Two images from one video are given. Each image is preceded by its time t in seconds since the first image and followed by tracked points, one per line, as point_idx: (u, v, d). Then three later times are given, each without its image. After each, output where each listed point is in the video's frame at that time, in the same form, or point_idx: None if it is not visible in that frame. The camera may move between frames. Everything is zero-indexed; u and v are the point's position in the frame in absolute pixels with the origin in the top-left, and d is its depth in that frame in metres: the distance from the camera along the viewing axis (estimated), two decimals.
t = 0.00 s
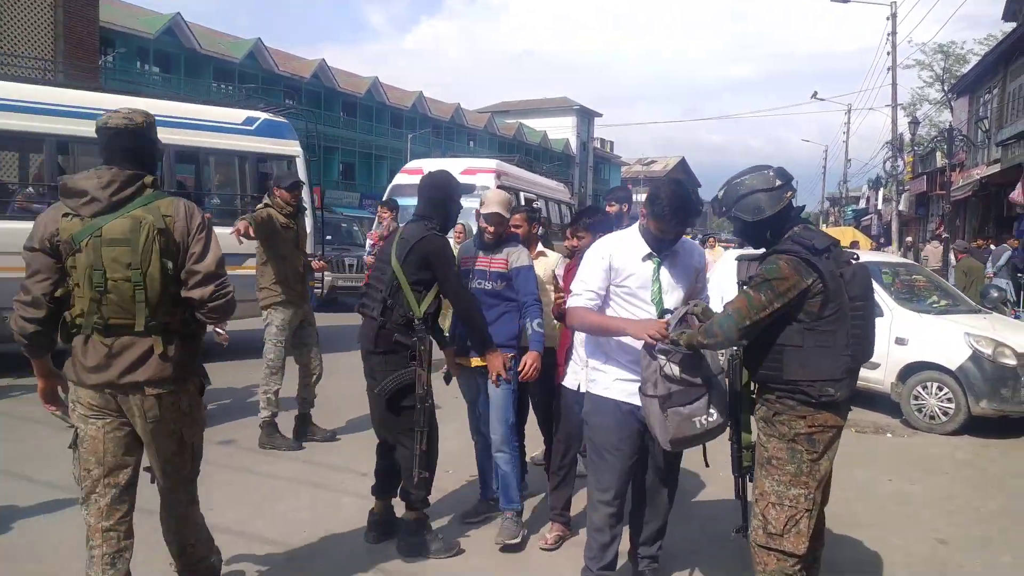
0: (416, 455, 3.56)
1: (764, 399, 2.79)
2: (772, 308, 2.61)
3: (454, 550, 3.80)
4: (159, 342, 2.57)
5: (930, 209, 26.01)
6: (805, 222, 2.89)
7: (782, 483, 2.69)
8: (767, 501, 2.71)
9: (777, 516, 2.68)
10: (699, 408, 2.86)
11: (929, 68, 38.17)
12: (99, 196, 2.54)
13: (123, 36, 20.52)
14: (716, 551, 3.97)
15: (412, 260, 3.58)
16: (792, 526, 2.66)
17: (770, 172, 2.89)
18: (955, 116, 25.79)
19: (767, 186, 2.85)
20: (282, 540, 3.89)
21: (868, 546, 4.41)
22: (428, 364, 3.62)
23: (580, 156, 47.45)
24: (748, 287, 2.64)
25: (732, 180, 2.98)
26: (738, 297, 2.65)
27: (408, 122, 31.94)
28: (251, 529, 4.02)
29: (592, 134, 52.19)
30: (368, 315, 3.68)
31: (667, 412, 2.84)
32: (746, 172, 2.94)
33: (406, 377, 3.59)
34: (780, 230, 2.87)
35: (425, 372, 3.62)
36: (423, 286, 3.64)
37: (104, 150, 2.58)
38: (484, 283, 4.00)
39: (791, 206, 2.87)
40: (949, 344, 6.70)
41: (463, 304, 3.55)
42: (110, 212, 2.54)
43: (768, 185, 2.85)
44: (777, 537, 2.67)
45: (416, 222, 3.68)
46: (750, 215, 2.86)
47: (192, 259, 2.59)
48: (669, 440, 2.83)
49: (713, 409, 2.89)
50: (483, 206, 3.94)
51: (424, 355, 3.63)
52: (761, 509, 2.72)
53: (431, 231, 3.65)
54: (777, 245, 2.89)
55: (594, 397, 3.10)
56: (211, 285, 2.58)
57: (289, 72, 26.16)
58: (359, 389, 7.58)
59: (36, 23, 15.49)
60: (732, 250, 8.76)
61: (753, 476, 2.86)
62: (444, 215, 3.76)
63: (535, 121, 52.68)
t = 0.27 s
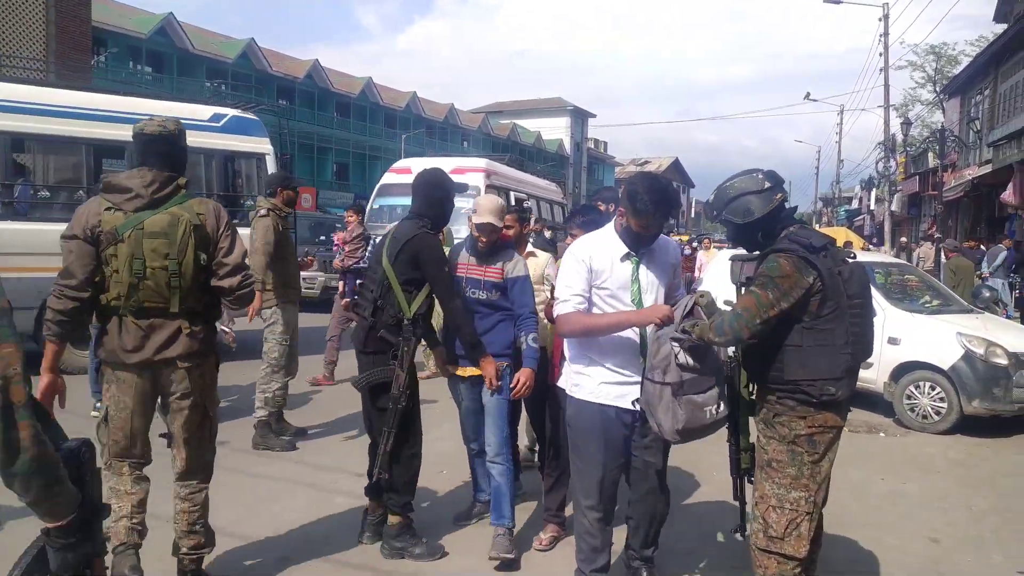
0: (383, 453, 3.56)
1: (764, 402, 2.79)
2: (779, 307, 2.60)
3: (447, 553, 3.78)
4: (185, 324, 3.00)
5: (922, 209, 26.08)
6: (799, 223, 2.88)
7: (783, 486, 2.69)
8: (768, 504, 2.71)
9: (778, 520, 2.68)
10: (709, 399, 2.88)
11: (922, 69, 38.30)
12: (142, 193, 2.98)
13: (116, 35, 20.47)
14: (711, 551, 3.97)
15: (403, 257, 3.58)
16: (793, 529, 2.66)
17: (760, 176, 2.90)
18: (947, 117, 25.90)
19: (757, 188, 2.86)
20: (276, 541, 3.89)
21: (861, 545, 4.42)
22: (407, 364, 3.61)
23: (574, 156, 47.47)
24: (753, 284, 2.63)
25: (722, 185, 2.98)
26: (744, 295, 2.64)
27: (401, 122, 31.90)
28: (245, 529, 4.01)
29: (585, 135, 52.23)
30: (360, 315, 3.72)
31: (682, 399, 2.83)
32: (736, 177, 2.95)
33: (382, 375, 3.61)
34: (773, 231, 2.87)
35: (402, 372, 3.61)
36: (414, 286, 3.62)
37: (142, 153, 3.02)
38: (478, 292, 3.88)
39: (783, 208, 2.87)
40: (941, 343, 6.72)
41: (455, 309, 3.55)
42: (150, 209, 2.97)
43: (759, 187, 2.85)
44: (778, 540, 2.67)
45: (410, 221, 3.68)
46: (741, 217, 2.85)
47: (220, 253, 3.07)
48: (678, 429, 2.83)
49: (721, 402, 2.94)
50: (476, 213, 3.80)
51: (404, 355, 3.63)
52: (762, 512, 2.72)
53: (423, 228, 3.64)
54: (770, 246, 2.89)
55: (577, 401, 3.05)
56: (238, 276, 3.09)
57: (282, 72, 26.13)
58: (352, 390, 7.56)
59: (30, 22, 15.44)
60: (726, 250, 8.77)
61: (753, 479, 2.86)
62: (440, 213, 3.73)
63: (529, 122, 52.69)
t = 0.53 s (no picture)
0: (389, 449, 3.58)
1: (764, 399, 2.80)
2: (779, 302, 2.60)
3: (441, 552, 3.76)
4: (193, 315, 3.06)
5: (916, 206, 26.15)
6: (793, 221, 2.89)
7: (781, 483, 2.70)
8: (767, 501, 2.72)
9: (776, 517, 2.69)
10: (708, 391, 2.85)
11: (916, 65, 38.36)
12: (149, 197, 3.01)
13: (109, 32, 20.42)
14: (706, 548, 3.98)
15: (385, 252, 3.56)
16: (791, 527, 2.68)
17: (752, 173, 2.90)
18: (941, 113, 25.96)
19: (749, 186, 2.86)
20: (272, 539, 3.88)
21: (855, 541, 4.44)
22: (403, 359, 3.58)
23: (568, 153, 47.46)
24: (753, 278, 2.63)
25: (714, 184, 2.98)
26: (745, 290, 2.64)
27: (396, 119, 31.83)
28: (241, 526, 4.01)
29: (580, 131, 52.22)
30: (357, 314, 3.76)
31: (679, 391, 2.80)
32: (728, 176, 2.95)
33: (379, 372, 3.62)
34: (767, 228, 2.87)
35: (400, 368, 3.59)
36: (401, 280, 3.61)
37: (136, 161, 2.99)
38: (480, 296, 3.66)
39: (776, 204, 2.88)
40: (933, 339, 6.74)
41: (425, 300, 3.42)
42: (157, 210, 3.01)
43: (750, 184, 2.86)
44: (777, 538, 2.68)
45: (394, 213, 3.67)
46: (734, 215, 2.86)
47: (224, 248, 3.15)
48: (675, 423, 2.77)
49: (719, 394, 2.91)
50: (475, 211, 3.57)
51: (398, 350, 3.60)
52: (760, 509, 2.73)
53: (401, 219, 3.62)
54: (765, 242, 2.90)
55: (573, 400, 3.01)
56: (240, 268, 3.18)
57: (276, 68, 26.07)
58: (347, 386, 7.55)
59: (21, 18, 15.34)
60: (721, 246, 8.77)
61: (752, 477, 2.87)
62: (425, 204, 3.70)
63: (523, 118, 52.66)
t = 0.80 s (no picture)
0: (409, 443, 3.58)
1: (766, 395, 2.79)
2: (789, 295, 2.59)
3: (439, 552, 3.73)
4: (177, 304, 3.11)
5: (915, 202, 26.16)
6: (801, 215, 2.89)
7: (781, 480, 2.70)
8: (766, 498, 2.72)
9: (776, 514, 2.68)
10: (694, 397, 2.88)
11: (914, 61, 38.38)
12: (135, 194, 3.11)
13: (107, 30, 20.42)
14: (706, 546, 3.99)
15: (371, 250, 3.57)
16: (791, 524, 2.67)
17: (763, 165, 2.89)
18: (939, 110, 25.97)
19: (759, 178, 2.85)
20: (271, 537, 3.88)
21: (854, 538, 4.44)
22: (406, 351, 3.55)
23: (567, 150, 47.45)
24: (761, 273, 2.62)
25: (724, 175, 2.97)
26: (755, 284, 2.62)
27: (394, 116, 31.80)
28: (241, 525, 4.01)
29: (579, 129, 52.21)
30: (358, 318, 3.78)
31: (662, 399, 2.84)
32: (738, 167, 2.94)
33: (389, 367, 3.61)
34: (775, 221, 2.86)
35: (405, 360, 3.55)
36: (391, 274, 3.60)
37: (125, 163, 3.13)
38: (473, 299, 3.28)
39: (785, 197, 2.86)
40: (932, 336, 6.75)
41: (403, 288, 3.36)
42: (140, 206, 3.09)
43: (760, 175, 2.85)
44: (776, 534, 2.68)
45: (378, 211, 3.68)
46: (742, 207, 2.86)
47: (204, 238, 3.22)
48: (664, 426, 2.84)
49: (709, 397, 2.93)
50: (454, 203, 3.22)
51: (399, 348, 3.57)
52: (760, 506, 2.73)
53: (385, 216, 3.62)
54: (772, 235, 2.88)
55: (588, 403, 2.89)
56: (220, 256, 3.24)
57: (274, 66, 26.05)
58: (346, 385, 7.54)
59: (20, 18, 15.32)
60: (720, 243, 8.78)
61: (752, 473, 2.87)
62: (411, 200, 3.70)
63: (522, 116, 52.64)
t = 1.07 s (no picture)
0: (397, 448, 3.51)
1: (758, 398, 2.81)
2: (780, 303, 2.59)
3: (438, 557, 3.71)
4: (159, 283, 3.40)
5: (909, 202, 26.24)
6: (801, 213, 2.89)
7: (778, 486, 2.71)
8: (764, 506, 2.73)
9: (774, 521, 2.70)
10: (705, 400, 2.86)
11: (908, 62, 38.51)
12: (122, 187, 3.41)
13: (101, 32, 20.39)
14: (701, 548, 4.00)
15: (376, 254, 3.62)
16: (789, 531, 2.68)
17: (760, 164, 2.89)
18: (933, 110, 26.05)
19: (756, 177, 2.86)
20: (266, 540, 3.88)
21: (848, 538, 4.45)
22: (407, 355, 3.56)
23: (562, 151, 47.48)
24: (753, 280, 2.63)
25: (721, 175, 2.98)
26: (745, 291, 2.63)
27: (389, 117, 31.77)
28: (237, 529, 4.00)
29: (573, 129, 52.25)
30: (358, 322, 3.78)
31: (676, 404, 2.79)
32: (736, 166, 2.95)
33: (385, 372, 3.58)
34: (774, 221, 2.87)
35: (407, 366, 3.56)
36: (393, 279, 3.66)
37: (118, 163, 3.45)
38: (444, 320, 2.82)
39: (785, 196, 2.87)
40: (926, 336, 6.76)
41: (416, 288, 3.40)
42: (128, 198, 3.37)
43: (759, 175, 2.85)
44: (777, 542, 2.69)
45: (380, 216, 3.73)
46: (740, 207, 2.86)
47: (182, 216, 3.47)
48: (675, 431, 2.78)
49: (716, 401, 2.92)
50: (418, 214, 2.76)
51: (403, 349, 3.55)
52: (758, 514, 2.74)
53: (386, 219, 3.66)
54: (772, 235, 2.89)
55: (592, 409, 2.87)
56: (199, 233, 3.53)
57: (268, 67, 26.01)
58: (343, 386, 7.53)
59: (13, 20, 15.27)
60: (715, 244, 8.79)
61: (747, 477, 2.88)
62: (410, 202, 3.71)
63: (517, 117, 52.65)
